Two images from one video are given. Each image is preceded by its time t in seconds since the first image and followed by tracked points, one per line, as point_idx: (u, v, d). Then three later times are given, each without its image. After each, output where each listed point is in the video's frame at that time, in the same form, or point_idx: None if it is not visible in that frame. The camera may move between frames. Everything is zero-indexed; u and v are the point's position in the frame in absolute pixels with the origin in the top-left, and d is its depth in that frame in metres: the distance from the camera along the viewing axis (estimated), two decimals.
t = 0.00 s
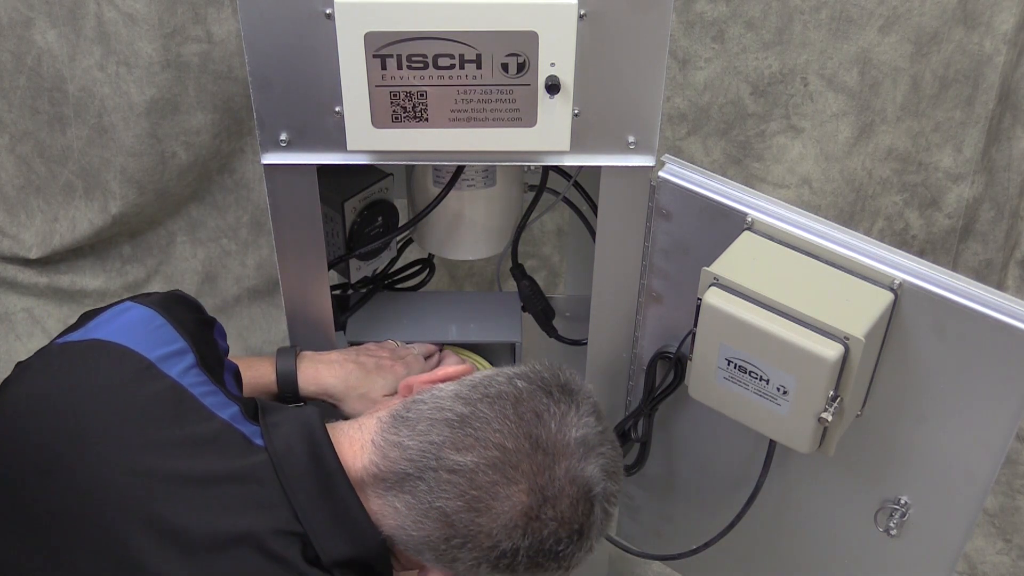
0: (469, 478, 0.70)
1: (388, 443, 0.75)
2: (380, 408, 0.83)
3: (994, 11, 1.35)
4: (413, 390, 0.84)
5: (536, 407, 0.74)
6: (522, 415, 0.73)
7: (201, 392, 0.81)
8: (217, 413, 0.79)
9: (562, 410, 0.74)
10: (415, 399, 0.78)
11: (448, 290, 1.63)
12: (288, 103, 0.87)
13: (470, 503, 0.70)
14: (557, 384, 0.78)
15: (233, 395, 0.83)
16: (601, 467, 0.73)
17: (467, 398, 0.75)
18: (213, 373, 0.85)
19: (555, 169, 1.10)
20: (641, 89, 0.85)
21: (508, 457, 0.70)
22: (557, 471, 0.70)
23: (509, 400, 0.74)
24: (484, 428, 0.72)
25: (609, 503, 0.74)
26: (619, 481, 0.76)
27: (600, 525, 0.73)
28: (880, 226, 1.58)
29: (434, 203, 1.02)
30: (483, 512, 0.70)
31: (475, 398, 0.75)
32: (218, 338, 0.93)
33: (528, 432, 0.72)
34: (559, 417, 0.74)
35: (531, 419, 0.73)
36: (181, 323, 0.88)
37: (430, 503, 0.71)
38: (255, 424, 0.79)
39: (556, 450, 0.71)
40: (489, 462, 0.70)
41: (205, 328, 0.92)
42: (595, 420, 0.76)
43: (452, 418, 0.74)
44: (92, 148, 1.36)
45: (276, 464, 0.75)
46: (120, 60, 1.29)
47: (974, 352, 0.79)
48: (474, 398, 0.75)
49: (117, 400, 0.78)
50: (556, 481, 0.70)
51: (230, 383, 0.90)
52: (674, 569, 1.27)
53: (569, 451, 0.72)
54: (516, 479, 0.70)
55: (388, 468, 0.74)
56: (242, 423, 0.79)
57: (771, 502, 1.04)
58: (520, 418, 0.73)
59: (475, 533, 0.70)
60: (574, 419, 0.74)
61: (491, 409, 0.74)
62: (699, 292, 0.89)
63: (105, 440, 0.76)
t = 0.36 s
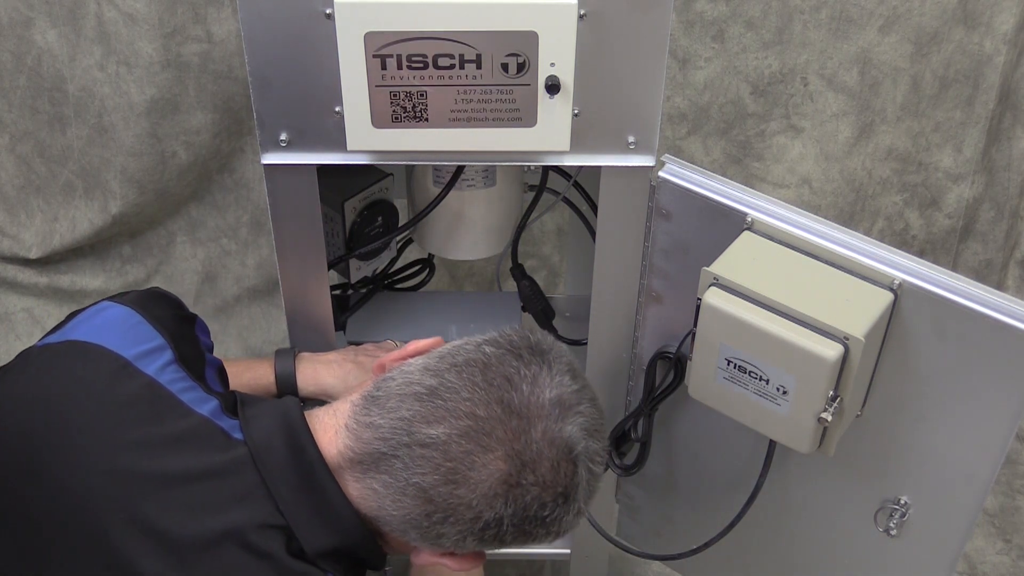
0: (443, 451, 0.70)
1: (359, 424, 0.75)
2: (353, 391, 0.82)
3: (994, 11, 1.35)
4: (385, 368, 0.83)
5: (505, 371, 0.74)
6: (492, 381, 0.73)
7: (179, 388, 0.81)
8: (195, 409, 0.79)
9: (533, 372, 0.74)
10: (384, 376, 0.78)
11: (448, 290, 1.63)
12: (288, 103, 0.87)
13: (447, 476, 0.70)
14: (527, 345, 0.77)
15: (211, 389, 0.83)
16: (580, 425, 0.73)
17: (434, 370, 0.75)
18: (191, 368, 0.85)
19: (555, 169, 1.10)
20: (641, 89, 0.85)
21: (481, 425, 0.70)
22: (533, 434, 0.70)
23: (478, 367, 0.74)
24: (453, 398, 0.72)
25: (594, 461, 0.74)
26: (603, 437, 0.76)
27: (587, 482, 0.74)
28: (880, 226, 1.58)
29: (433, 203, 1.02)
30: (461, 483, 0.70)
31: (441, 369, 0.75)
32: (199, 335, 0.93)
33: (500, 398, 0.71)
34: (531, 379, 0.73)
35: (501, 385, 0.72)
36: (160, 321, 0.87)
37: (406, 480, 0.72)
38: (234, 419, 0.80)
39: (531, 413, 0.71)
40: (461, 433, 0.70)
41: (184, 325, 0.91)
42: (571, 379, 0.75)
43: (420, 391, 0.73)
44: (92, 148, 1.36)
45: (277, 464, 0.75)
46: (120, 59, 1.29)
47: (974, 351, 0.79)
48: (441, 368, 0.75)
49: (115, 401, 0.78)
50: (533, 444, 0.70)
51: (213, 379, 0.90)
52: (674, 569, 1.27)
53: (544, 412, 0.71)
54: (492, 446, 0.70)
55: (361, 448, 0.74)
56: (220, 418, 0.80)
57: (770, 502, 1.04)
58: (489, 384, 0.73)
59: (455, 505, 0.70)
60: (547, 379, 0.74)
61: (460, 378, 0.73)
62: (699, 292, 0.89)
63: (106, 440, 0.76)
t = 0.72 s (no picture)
0: (423, 430, 0.71)
1: (341, 410, 0.76)
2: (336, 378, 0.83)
3: (995, 11, 1.35)
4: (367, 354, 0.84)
5: (482, 346, 0.74)
6: (469, 357, 0.73)
7: (165, 383, 0.81)
8: (181, 404, 0.79)
9: (510, 345, 0.75)
10: (363, 360, 0.78)
11: (448, 290, 1.63)
12: (289, 103, 0.87)
13: (429, 455, 0.71)
14: (503, 320, 0.78)
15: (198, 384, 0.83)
16: (561, 395, 0.74)
17: (410, 350, 0.76)
18: (179, 363, 0.85)
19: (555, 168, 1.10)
20: (640, 89, 0.85)
21: (461, 401, 0.71)
22: (512, 407, 0.71)
23: (454, 344, 0.75)
24: (431, 376, 0.73)
25: (578, 433, 0.75)
26: (586, 409, 0.77)
27: (572, 452, 0.75)
28: (880, 226, 1.58)
29: (433, 203, 1.02)
30: (444, 461, 0.71)
31: (418, 348, 0.75)
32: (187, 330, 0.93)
33: (478, 373, 0.72)
34: (508, 353, 0.74)
35: (479, 360, 0.73)
36: (146, 316, 0.88)
37: (389, 462, 0.72)
38: (219, 412, 0.79)
39: (510, 386, 0.72)
40: (441, 411, 0.71)
41: (172, 320, 0.92)
42: (549, 351, 0.76)
43: (398, 371, 0.74)
44: (93, 147, 1.36)
45: (277, 463, 0.75)
46: (120, 59, 1.29)
47: (975, 351, 0.79)
48: (419, 348, 0.75)
49: (110, 398, 0.79)
50: (513, 416, 0.71)
51: (200, 373, 0.89)
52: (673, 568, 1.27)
53: (522, 384, 0.72)
54: (472, 422, 0.71)
55: (343, 433, 0.75)
56: (205, 411, 0.79)
57: (771, 503, 1.04)
58: (467, 360, 0.73)
59: (439, 483, 0.71)
60: (524, 352, 0.74)
61: (438, 356, 0.74)
62: (699, 292, 0.89)
63: (105, 439, 0.77)
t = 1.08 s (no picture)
0: (416, 417, 0.71)
1: (334, 402, 0.76)
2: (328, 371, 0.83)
3: (995, 11, 1.36)
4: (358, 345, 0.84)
5: (474, 334, 0.74)
6: (461, 344, 0.74)
7: (160, 378, 0.82)
8: (176, 399, 0.80)
9: (502, 332, 0.75)
10: (356, 353, 0.78)
11: (448, 289, 1.63)
12: (289, 103, 0.87)
13: (422, 442, 0.71)
14: (495, 308, 0.79)
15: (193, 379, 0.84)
16: (555, 381, 0.74)
17: (402, 339, 0.76)
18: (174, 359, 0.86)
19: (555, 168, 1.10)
20: (640, 89, 0.85)
21: (453, 387, 0.71)
22: (506, 392, 0.71)
23: (446, 332, 0.75)
24: (424, 363, 0.73)
25: (573, 419, 0.75)
26: (580, 396, 0.77)
27: (568, 440, 0.75)
28: (880, 225, 1.58)
29: (434, 203, 1.02)
30: (437, 449, 0.71)
31: (410, 337, 0.76)
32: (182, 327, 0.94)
33: (471, 360, 0.72)
34: (500, 339, 0.74)
35: (471, 347, 0.73)
36: (140, 313, 0.89)
37: (382, 451, 0.72)
38: (214, 407, 0.80)
39: (502, 371, 0.72)
40: (434, 398, 0.71)
41: (167, 317, 0.92)
42: (541, 338, 0.77)
43: (390, 360, 0.74)
44: (92, 147, 1.36)
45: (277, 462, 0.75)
46: (120, 59, 1.29)
47: (975, 352, 0.79)
48: (411, 337, 0.76)
49: (110, 397, 0.79)
50: (506, 401, 0.71)
51: (196, 370, 0.90)
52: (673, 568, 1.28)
53: (515, 370, 0.72)
54: (465, 408, 0.71)
55: (336, 423, 0.75)
56: (200, 406, 0.80)
57: (771, 503, 1.04)
58: (459, 347, 0.73)
59: (434, 471, 0.71)
60: (516, 339, 0.75)
61: (430, 345, 0.74)
62: (699, 292, 0.89)
63: (105, 438, 0.77)
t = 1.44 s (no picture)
0: (405, 409, 0.71)
1: (323, 396, 0.76)
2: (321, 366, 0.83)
3: (994, 11, 1.36)
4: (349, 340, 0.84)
5: (462, 324, 0.74)
6: (449, 335, 0.74)
7: (150, 377, 0.82)
8: (166, 397, 0.80)
9: (490, 323, 0.75)
10: (345, 347, 0.78)
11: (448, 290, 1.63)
12: (289, 103, 0.87)
13: (412, 434, 0.71)
14: (483, 299, 0.78)
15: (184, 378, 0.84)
16: (544, 370, 0.74)
17: (390, 332, 0.76)
18: (165, 359, 0.86)
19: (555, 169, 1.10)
20: (640, 89, 0.85)
21: (441, 378, 0.71)
22: (494, 382, 0.71)
23: (434, 324, 0.75)
24: (412, 355, 0.73)
25: (564, 410, 0.75)
26: (571, 386, 0.77)
27: (559, 430, 0.75)
28: (880, 226, 1.58)
29: (434, 203, 1.02)
30: (427, 440, 0.71)
31: (397, 329, 0.76)
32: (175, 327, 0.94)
33: (459, 350, 0.72)
34: (487, 330, 0.74)
35: (459, 338, 0.73)
36: (131, 313, 0.89)
37: (371, 444, 0.72)
38: (205, 405, 0.80)
39: (491, 361, 0.72)
40: (422, 389, 0.71)
41: (159, 317, 0.92)
42: (530, 328, 0.77)
43: (378, 353, 0.74)
44: (92, 147, 1.36)
45: (276, 463, 0.75)
46: (120, 59, 1.29)
47: (976, 352, 0.79)
48: (399, 329, 0.76)
49: (109, 398, 0.79)
50: (495, 391, 0.71)
51: (187, 370, 0.90)
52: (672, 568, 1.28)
53: (504, 359, 0.72)
54: (454, 399, 0.71)
55: (325, 417, 0.75)
56: (189, 404, 0.80)
57: (770, 502, 1.04)
58: (447, 339, 0.73)
59: (423, 463, 0.71)
60: (505, 329, 0.75)
61: (418, 336, 0.74)
62: (699, 292, 0.89)
63: (104, 439, 0.77)
